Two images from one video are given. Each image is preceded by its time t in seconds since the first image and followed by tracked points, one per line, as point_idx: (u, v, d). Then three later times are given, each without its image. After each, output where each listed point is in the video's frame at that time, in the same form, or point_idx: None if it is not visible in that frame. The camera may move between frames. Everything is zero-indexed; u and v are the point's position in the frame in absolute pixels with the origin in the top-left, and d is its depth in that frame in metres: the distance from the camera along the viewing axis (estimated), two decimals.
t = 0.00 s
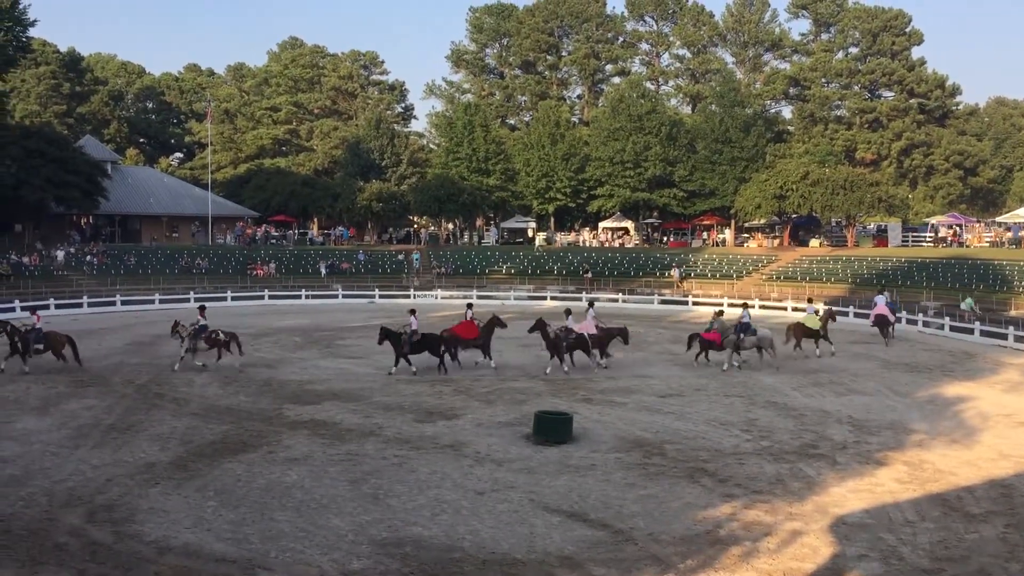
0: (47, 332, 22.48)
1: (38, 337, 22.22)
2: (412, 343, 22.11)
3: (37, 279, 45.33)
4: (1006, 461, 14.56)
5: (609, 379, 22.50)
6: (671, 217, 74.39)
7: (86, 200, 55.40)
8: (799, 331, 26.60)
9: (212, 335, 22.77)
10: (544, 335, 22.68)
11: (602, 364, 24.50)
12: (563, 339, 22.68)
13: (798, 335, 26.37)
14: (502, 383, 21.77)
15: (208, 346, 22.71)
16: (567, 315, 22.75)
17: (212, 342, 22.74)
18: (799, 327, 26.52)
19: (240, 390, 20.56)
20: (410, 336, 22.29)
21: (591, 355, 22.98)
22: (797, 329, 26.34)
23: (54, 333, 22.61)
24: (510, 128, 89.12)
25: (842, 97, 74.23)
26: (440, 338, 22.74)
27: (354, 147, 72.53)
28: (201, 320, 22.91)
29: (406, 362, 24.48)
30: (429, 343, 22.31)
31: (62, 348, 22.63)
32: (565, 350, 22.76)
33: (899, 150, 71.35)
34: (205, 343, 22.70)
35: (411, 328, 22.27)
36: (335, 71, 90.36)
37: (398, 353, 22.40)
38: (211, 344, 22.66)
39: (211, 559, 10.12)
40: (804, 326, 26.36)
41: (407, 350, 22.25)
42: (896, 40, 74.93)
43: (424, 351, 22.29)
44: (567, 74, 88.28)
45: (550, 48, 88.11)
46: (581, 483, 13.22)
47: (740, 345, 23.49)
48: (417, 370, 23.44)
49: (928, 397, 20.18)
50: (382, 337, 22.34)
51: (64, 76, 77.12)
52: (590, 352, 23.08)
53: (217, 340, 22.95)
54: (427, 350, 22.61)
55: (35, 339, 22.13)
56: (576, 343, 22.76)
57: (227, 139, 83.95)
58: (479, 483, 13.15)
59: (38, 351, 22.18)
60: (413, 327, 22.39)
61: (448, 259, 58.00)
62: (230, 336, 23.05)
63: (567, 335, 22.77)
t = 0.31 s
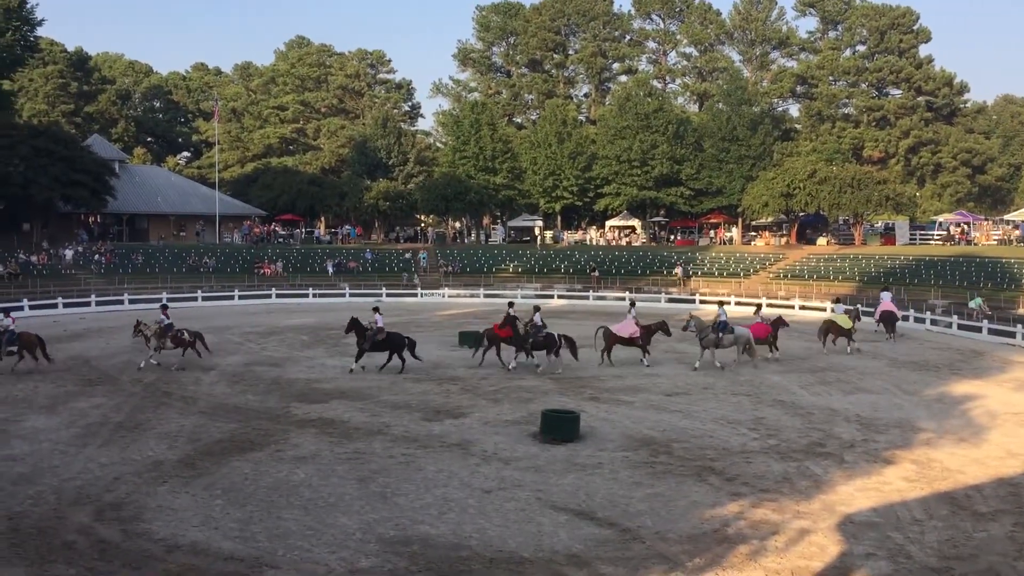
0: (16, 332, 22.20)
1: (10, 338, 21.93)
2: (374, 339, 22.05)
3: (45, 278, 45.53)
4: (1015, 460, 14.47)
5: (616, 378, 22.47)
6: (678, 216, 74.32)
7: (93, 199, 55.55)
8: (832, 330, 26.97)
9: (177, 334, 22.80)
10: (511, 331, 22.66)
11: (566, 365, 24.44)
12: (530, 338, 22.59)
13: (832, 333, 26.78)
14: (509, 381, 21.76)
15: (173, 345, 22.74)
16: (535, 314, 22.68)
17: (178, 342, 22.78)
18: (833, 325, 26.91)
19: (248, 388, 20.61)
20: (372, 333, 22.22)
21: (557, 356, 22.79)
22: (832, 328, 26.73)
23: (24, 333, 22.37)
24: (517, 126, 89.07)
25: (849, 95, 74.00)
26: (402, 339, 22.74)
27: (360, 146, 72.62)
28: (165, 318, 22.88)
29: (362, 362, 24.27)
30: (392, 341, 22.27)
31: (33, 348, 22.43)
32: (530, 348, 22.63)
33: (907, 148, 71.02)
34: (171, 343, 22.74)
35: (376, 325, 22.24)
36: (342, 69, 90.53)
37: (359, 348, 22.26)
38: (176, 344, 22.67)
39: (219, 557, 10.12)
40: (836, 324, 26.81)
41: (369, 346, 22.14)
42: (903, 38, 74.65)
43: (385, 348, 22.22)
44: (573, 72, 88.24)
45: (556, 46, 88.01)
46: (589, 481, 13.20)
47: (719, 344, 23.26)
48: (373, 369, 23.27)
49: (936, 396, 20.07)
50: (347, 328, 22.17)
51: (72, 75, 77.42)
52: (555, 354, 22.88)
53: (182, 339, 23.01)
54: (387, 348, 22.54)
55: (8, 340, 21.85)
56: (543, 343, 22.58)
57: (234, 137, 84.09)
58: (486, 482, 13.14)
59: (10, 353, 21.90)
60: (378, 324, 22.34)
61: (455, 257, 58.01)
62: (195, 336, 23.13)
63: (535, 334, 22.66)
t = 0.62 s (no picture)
0: None
1: None
2: (341, 339, 22.23)
3: (58, 277, 45.86)
4: None
5: (627, 377, 22.43)
6: (689, 214, 74.15)
7: (106, 198, 55.87)
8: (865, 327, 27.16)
9: (146, 331, 23.09)
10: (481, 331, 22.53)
11: (576, 364, 24.42)
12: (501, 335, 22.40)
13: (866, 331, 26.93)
14: (520, 380, 21.76)
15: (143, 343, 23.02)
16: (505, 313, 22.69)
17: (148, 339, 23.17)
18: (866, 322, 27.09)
19: (259, 387, 20.69)
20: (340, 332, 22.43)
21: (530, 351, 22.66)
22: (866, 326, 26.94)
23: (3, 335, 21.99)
24: (528, 125, 89.00)
25: (862, 93, 73.65)
26: (371, 334, 22.82)
27: (372, 145, 72.77)
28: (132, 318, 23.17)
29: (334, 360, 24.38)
30: (360, 339, 22.41)
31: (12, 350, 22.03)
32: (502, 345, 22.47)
33: (920, 146, 70.54)
34: (141, 341, 23.02)
35: (342, 325, 22.39)
36: (353, 69, 90.77)
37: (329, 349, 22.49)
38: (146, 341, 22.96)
39: (232, 555, 10.16)
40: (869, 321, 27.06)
41: (337, 347, 22.34)
42: (916, 36, 74.22)
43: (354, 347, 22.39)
44: (584, 71, 88.19)
45: (567, 45, 87.90)
46: (600, 480, 13.18)
47: (697, 345, 23.00)
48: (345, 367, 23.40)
49: (949, 395, 19.94)
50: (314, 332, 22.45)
51: (85, 75, 77.90)
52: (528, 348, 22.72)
53: (153, 337, 23.39)
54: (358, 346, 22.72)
55: None
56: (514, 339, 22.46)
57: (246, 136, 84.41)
58: (497, 480, 13.15)
59: None
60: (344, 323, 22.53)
61: (466, 256, 58.05)
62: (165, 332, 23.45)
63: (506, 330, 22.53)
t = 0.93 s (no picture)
0: None
1: None
2: (309, 341, 22.25)
3: (70, 278, 46.11)
4: None
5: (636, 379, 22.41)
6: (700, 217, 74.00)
7: (117, 199, 56.11)
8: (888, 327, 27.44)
9: (118, 335, 22.99)
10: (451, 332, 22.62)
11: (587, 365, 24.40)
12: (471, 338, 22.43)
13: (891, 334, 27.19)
14: (530, 382, 21.76)
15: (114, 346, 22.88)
16: (477, 316, 22.61)
17: (120, 343, 22.89)
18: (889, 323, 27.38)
19: (270, 387, 20.77)
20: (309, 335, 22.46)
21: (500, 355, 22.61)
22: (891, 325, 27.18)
23: None
24: (538, 127, 88.96)
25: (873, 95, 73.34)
26: (340, 339, 22.82)
27: (382, 147, 72.91)
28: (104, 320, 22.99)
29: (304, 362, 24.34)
30: (329, 342, 22.40)
31: None
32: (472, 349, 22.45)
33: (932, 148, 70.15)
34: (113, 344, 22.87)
35: (312, 328, 22.42)
36: (364, 70, 91.05)
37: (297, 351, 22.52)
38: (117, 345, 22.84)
39: (241, 556, 10.19)
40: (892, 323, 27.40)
41: (305, 348, 22.36)
42: (928, 38, 73.93)
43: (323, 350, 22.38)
44: (595, 73, 88.33)
45: (578, 47, 87.89)
46: (609, 482, 13.16)
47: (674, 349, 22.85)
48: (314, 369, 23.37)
49: (961, 399, 19.82)
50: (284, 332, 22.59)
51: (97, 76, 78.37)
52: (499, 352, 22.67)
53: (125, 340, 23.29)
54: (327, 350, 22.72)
55: None
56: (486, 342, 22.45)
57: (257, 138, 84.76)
58: (506, 482, 13.15)
59: None
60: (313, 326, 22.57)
61: (476, 258, 58.09)
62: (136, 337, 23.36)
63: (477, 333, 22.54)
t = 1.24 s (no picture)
0: None
1: None
2: (261, 342, 22.15)
3: (69, 278, 46.10)
4: None
5: (636, 382, 22.41)
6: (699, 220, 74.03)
7: (117, 200, 56.11)
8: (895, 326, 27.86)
9: (77, 335, 22.80)
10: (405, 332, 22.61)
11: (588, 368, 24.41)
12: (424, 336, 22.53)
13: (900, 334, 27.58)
14: (529, 385, 21.75)
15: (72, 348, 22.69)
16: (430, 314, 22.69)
17: (77, 345, 22.72)
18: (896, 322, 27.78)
19: (269, 389, 20.77)
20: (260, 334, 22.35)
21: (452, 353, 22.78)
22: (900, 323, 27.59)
23: None
24: (538, 129, 88.99)
25: (873, 99, 73.43)
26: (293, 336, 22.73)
27: (383, 149, 72.97)
28: (66, 320, 22.78)
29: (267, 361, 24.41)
30: (281, 342, 22.33)
31: None
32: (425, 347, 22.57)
33: (931, 153, 70.24)
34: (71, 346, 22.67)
35: (263, 328, 22.28)
36: (364, 73, 91.12)
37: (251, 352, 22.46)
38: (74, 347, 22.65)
39: (240, 557, 10.20)
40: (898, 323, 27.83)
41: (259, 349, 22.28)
42: (928, 43, 74.05)
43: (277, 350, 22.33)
44: (595, 76, 88.54)
45: (578, 50, 87.97)
46: (608, 485, 13.16)
47: (631, 351, 22.84)
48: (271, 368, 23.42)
49: (960, 403, 19.82)
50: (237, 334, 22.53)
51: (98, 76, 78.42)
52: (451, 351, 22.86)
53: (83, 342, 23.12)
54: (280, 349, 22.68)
55: None
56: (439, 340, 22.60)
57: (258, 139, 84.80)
58: (505, 485, 13.16)
59: None
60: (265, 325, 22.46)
61: (476, 260, 58.10)
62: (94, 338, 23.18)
63: (429, 332, 22.64)
